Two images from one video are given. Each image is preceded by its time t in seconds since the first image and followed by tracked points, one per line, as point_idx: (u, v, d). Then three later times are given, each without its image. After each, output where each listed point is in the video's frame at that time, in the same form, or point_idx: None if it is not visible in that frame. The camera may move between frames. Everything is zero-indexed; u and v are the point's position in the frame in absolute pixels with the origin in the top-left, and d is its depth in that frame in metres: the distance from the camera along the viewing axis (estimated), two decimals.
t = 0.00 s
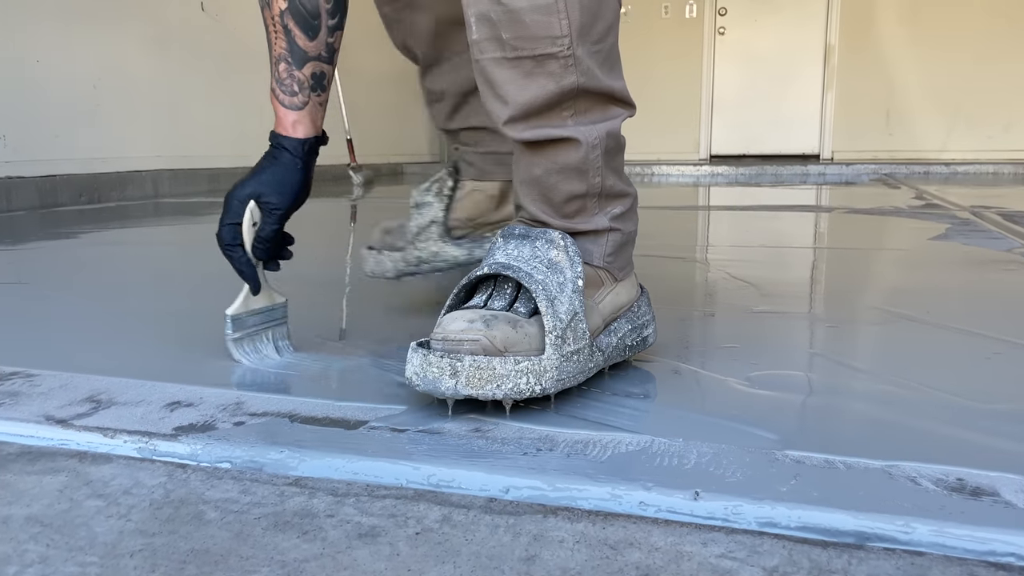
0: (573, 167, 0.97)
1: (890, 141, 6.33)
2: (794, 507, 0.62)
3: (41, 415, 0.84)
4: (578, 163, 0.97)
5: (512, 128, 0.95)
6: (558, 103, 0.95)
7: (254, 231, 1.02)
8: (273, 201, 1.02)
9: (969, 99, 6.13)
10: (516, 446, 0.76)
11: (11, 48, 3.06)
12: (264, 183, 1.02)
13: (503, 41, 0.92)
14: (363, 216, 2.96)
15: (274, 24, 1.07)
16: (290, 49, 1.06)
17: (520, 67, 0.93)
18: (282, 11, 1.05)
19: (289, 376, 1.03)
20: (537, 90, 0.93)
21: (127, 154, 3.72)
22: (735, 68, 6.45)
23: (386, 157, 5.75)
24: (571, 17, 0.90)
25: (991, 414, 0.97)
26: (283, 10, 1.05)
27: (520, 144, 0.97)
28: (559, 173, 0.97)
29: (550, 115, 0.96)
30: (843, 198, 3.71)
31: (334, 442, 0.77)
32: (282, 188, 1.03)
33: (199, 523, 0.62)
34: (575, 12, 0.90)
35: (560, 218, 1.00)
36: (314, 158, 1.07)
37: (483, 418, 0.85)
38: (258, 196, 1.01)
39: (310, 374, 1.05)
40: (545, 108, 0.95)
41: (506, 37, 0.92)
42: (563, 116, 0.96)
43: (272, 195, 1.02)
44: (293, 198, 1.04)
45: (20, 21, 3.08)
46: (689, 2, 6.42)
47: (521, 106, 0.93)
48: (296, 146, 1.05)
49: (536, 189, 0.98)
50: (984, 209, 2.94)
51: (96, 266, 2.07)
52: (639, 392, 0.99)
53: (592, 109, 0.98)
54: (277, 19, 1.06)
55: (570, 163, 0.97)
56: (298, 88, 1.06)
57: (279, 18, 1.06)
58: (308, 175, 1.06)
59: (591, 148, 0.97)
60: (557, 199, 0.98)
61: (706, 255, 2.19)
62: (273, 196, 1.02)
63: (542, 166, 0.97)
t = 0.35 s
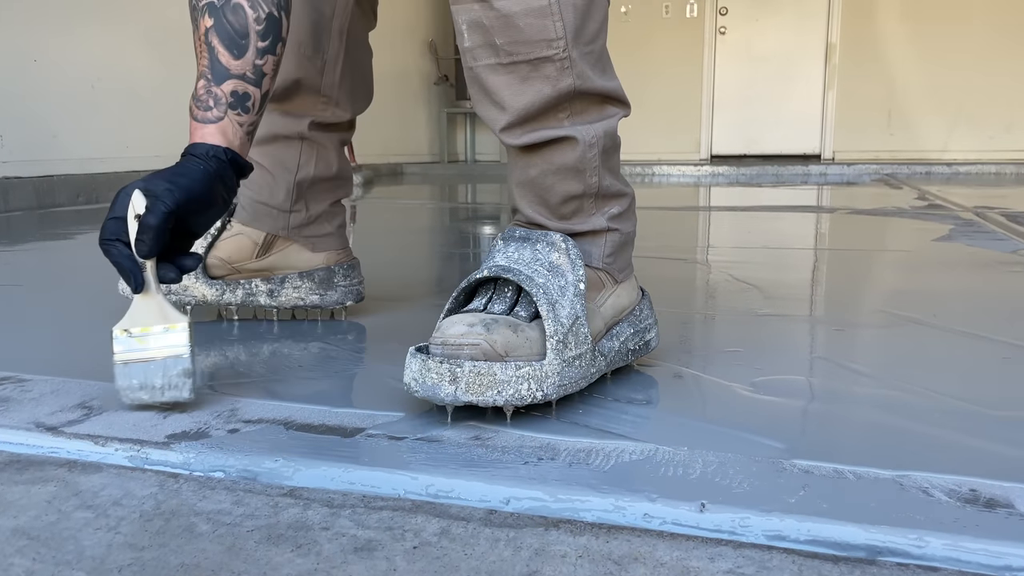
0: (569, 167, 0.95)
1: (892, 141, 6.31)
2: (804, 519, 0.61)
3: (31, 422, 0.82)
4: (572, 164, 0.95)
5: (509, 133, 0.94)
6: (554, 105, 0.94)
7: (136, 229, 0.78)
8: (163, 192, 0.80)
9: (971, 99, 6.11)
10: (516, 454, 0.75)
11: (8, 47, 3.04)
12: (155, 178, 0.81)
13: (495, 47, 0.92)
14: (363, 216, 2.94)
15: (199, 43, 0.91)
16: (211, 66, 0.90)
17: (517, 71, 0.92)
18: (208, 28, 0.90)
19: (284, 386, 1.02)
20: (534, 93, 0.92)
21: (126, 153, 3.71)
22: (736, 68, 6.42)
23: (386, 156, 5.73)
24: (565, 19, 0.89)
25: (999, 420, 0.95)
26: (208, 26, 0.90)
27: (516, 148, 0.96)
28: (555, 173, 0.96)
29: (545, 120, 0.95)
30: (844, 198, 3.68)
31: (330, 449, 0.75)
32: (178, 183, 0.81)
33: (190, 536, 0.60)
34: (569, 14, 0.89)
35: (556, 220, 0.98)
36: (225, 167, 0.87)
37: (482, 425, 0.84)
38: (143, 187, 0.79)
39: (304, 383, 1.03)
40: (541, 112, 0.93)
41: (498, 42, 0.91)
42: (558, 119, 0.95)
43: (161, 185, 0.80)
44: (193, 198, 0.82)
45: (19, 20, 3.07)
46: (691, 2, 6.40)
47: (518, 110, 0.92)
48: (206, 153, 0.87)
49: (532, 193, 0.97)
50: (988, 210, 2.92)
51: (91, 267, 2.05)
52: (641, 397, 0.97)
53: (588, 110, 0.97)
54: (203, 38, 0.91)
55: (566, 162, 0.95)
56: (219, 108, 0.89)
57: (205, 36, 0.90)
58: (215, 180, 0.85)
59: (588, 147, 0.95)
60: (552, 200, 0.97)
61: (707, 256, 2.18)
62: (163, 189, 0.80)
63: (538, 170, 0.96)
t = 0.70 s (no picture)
0: (578, 158, 0.94)
1: (893, 142, 6.30)
2: (811, 528, 0.59)
3: (23, 428, 0.81)
4: (581, 155, 0.94)
5: (519, 121, 0.93)
6: (566, 95, 0.93)
7: (214, 249, 0.69)
8: (238, 209, 0.72)
9: (972, 100, 6.10)
10: (516, 462, 0.73)
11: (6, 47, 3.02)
12: (222, 194, 0.73)
13: (509, 32, 0.90)
14: (362, 216, 2.93)
15: (230, 67, 0.88)
16: (248, 86, 0.87)
17: (532, 58, 0.91)
18: (240, 49, 0.87)
19: (281, 391, 1.01)
20: (548, 81, 0.91)
21: (124, 154, 3.69)
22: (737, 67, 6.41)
23: (386, 156, 5.71)
24: (581, 6, 0.89)
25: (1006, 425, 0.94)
26: (240, 47, 0.87)
27: (525, 139, 0.95)
28: (563, 164, 0.95)
29: (557, 110, 0.94)
30: (846, 198, 3.67)
31: (326, 456, 0.74)
32: (249, 199, 0.74)
33: (183, 546, 0.59)
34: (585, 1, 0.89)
35: (562, 215, 0.97)
36: (286, 183, 0.81)
37: (482, 431, 0.82)
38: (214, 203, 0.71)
39: (301, 388, 1.02)
40: (553, 101, 0.93)
41: (512, 28, 0.90)
42: (568, 109, 0.94)
43: (233, 201, 0.72)
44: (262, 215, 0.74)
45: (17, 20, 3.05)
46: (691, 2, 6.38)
47: (532, 97, 0.91)
48: (264, 168, 0.80)
49: (536, 188, 0.96)
50: (990, 211, 2.91)
51: (87, 268, 2.04)
52: (642, 402, 0.96)
53: (598, 103, 0.96)
54: (234, 61, 0.88)
55: (576, 153, 0.94)
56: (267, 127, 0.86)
57: (236, 58, 0.88)
58: (280, 196, 0.79)
59: (599, 138, 0.94)
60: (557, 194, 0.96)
61: (708, 257, 2.16)
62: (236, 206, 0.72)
63: (546, 163, 0.95)
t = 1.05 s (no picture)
0: (582, 159, 0.93)
1: (894, 142, 6.28)
2: (819, 538, 0.58)
3: (16, 433, 0.80)
4: (586, 157, 0.93)
5: (524, 120, 0.92)
6: (571, 94, 0.92)
7: (238, 280, 0.64)
8: (268, 241, 0.67)
9: (972, 100, 6.09)
10: (517, 468, 0.72)
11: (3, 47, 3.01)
12: (253, 223, 0.68)
13: (516, 29, 0.89)
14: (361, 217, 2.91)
15: (250, 83, 0.85)
16: (273, 102, 0.84)
17: (537, 55, 0.90)
18: (260, 63, 0.84)
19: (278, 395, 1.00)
20: (554, 79, 0.90)
21: (122, 153, 3.67)
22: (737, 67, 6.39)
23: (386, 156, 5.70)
24: (590, 4, 0.87)
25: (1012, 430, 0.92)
26: (261, 62, 0.84)
27: (529, 138, 0.94)
28: (568, 166, 0.93)
29: (563, 110, 0.93)
30: (847, 198, 3.65)
31: (323, 462, 0.73)
32: (281, 231, 0.69)
33: (176, 556, 0.58)
34: None
35: (564, 216, 0.96)
36: (317, 214, 0.77)
37: (481, 437, 0.81)
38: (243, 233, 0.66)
39: (298, 391, 1.01)
40: (558, 99, 0.92)
41: (519, 24, 0.89)
42: (574, 108, 0.93)
43: (263, 233, 0.67)
44: (293, 250, 0.69)
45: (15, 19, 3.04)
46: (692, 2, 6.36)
47: (537, 96, 0.90)
48: (298, 194, 0.76)
49: (537, 189, 0.95)
50: (993, 211, 2.90)
51: (85, 268, 2.03)
52: (642, 407, 0.95)
53: (603, 103, 0.95)
54: (254, 76, 0.85)
55: (580, 154, 0.93)
56: (294, 143, 0.83)
57: (256, 73, 0.84)
58: (312, 229, 0.74)
59: (604, 139, 0.93)
60: (561, 197, 0.95)
61: (709, 258, 2.15)
62: (267, 237, 0.67)
63: (549, 163, 0.94)
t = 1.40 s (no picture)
0: (584, 159, 0.92)
1: (895, 141, 6.27)
2: (826, 547, 0.57)
3: (10, 437, 0.79)
4: (586, 159, 0.92)
5: (525, 120, 0.91)
6: (572, 94, 0.91)
7: (186, 292, 0.63)
8: (219, 255, 0.65)
9: (973, 100, 6.08)
10: (517, 474, 0.71)
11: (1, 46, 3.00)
12: (207, 234, 0.66)
13: (516, 28, 0.88)
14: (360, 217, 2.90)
15: (217, 89, 0.78)
16: (238, 111, 0.77)
17: (539, 55, 0.88)
18: (229, 70, 0.77)
19: (275, 398, 0.98)
20: (555, 79, 0.89)
21: (121, 153, 3.66)
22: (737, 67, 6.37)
23: (386, 156, 5.68)
24: (591, 3, 0.86)
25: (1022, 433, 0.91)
26: (229, 69, 0.77)
27: (530, 139, 0.93)
28: (568, 168, 0.92)
29: (564, 110, 0.92)
30: (848, 198, 3.64)
31: (320, 468, 0.72)
32: (234, 245, 0.67)
33: (170, 565, 0.56)
34: None
35: (566, 218, 0.95)
36: (275, 228, 0.74)
37: (482, 442, 0.80)
38: (195, 245, 0.65)
39: (296, 394, 1.00)
40: (559, 99, 0.90)
41: (520, 24, 0.88)
42: (576, 108, 0.92)
43: (216, 246, 0.66)
44: (245, 264, 0.68)
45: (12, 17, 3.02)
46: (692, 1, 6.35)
47: (538, 96, 0.89)
48: (257, 207, 0.72)
49: (538, 191, 0.94)
50: (994, 211, 2.89)
51: (81, 269, 2.02)
52: (644, 410, 0.94)
53: (605, 103, 0.94)
54: (223, 83, 0.78)
55: (582, 154, 0.92)
56: (257, 156, 0.77)
57: (225, 81, 0.78)
58: (268, 244, 0.71)
59: (606, 139, 0.92)
60: (561, 199, 0.94)
61: (710, 259, 2.14)
62: (220, 250, 0.66)
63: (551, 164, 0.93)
